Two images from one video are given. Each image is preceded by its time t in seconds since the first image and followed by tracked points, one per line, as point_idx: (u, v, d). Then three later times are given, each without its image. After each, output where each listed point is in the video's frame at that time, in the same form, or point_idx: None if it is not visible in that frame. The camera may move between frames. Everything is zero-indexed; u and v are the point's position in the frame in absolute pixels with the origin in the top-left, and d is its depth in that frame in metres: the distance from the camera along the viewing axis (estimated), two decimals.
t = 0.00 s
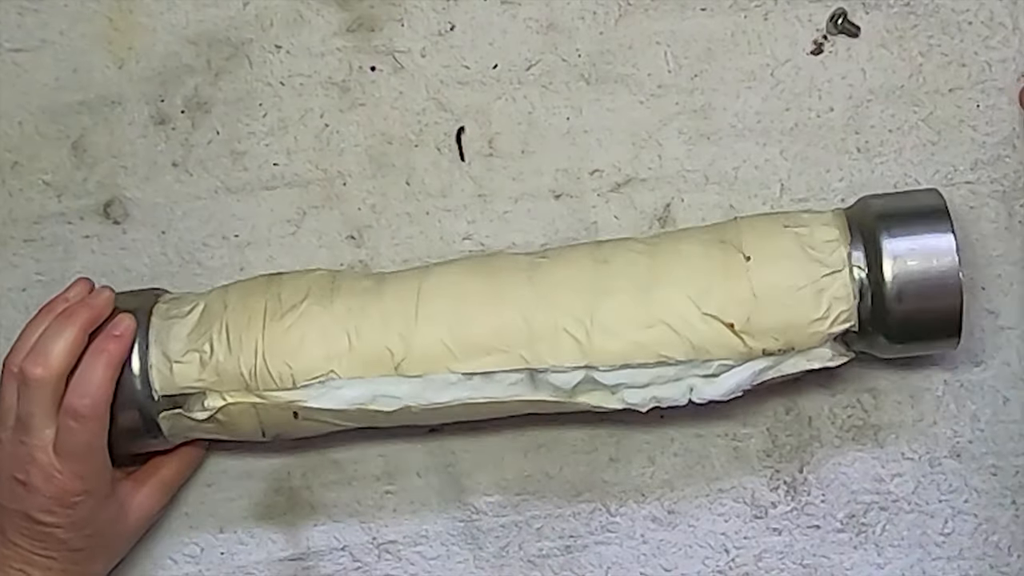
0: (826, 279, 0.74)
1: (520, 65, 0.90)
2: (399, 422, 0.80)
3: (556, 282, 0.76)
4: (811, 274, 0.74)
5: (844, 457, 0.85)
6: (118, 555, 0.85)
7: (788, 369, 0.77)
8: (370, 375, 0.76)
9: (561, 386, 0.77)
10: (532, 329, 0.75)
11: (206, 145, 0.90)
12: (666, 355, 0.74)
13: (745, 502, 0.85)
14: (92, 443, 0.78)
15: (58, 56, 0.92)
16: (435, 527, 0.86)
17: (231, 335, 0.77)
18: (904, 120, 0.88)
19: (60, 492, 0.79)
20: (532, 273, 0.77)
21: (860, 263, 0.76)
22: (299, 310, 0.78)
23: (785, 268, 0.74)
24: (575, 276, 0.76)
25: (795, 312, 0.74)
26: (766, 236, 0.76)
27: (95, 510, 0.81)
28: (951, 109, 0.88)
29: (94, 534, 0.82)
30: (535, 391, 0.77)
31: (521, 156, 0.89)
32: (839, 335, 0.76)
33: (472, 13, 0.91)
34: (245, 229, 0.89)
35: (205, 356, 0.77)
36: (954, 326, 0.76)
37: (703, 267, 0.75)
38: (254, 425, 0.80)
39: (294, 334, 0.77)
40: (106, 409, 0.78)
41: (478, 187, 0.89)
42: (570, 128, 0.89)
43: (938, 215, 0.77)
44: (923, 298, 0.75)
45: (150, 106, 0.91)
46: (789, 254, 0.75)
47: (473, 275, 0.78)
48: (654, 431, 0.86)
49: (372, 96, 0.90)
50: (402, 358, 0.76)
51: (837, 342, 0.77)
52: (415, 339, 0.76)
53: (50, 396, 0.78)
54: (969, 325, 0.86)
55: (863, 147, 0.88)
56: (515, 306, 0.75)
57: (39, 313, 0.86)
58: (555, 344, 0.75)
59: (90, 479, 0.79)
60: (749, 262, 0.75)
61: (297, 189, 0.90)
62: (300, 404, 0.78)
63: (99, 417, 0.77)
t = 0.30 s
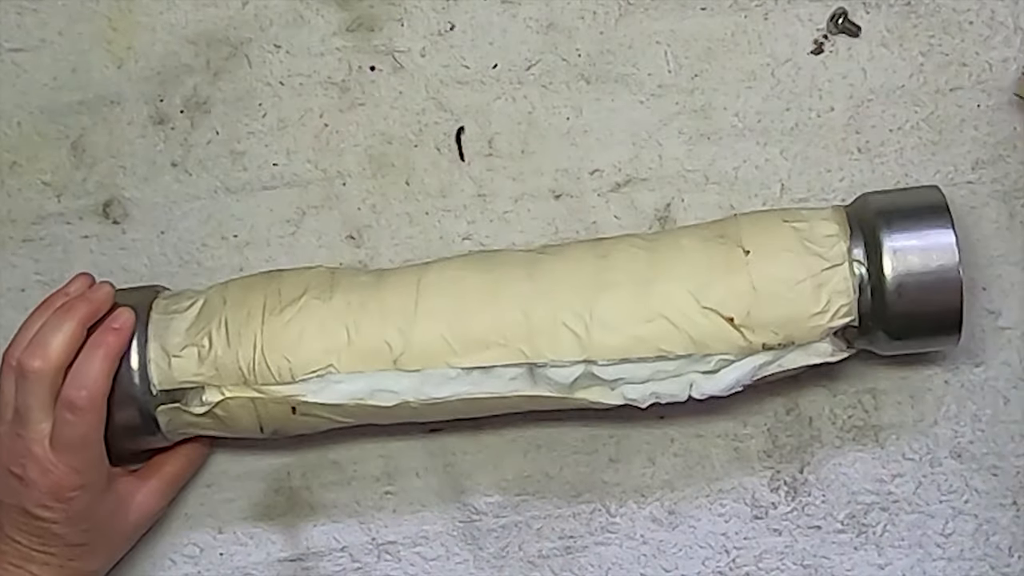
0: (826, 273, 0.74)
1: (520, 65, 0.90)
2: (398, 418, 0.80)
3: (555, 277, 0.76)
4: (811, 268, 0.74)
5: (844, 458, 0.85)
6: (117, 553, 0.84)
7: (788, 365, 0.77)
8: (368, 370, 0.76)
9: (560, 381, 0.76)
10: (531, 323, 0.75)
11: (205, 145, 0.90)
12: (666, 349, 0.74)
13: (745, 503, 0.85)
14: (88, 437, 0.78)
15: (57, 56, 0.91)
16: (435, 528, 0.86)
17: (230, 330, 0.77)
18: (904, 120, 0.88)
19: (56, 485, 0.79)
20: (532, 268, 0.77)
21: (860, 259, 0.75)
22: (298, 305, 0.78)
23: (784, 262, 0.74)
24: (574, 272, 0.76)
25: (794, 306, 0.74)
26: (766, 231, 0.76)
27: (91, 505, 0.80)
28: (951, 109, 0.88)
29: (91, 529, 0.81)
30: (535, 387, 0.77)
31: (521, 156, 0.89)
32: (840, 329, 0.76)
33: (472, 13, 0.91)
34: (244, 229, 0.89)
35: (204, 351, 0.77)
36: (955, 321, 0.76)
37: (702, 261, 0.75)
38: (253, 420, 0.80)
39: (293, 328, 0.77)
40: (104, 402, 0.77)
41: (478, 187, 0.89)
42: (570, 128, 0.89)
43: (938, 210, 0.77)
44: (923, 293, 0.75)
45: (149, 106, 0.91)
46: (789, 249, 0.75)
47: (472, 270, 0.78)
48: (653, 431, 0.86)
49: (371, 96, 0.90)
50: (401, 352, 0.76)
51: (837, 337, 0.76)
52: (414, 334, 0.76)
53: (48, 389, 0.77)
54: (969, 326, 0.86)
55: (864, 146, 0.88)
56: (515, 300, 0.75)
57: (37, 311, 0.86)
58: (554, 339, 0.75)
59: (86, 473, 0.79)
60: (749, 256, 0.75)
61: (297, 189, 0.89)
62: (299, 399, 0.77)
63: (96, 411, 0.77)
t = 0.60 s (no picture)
0: (826, 273, 0.74)
1: (520, 65, 0.90)
2: (398, 418, 0.80)
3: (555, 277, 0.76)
4: (811, 268, 0.74)
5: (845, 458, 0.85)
6: (116, 552, 0.84)
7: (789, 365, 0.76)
8: (367, 370, 0.76)
9: (560, 381, 0.76)
10: (530, 323, 0.75)
11: (204, 145, 0.90)
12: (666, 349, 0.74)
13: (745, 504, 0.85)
14: (85, 438, 0.77)
15: (56, 56, 0.91)
16: (435, 528, 0.86)
17: (230, 329, 0.77)
18: (905, 120, 0.88)
19: (53, 486, 0.79)
20: (531, 267, 0.77)
21: (860, 259, 0.75)
22: (297, 305, 0.77)
23: (784, 262, 0.74)
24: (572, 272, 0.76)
25: (794, 306, 0.73)
26: (766, 230, 0.76)
27: (89, 505, 0.80)
28: (952, 109, 0.88)
29: (89, 529, 0.81)
30: (534, 387, 0.77)
31: (521, 156, 0.89)
32: (840, 330, 0.75)
33: (472, 13, 0.91)
34: (243, 229, 0.89)
35: (202, 351, 0.77)
36: (954, 321, 0.76)
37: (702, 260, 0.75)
38: (252, 420, 0.79)
39: (292, 328, 0.76)
40: (101, 403, 0.77)
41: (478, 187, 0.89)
42: (570, 128, 0.89)
43: (938, 211, 0.77)
44: (922, 294, 0.75)
45: (148, 106, 0.90)
46: (789, 248, 0.74)
47: (472, 270, 0.77)
48: (654, 432, 0.86)
49: (371, 96, 0.90)
50: (400, 352, 0.76)
51: (839, 337, 0.76)
52: (414, 334, 0.75)
53: (46, 389, 0.77)
54: (969, 326, 0.86)
55: (865, 146, 0.88)
56: (515, 300, 0.75)
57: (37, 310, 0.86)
58: (554, 339, 0.75)
59: (83, 473, 0.79)
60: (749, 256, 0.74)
61: (296, 189, 0.89)
62: (297, 399, 0.77)
63: (93, 412, 0.77)
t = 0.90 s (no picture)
0: (826, 266, 0.74)
1: (520, 65, 0.89)
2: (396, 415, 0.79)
3: (554, 272, 0.76)
4: (811, 261, 0.74)
5: (845, 459, 0.85)
6: (111, 551, 0.84)
7: (787, 359, 0.76)
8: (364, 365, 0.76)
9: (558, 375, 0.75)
10: (528, 316, 0.74)
11: (203, 145, 0.90)
12: (665, 342, 0.74)
13: (745, 505, 0.85)
14: (81, 430, 0.77)
15: (54, 55, 0.91)
16: (435, 529, 0.86)
17: (228, 324, 0.77)
18: (906, 120, 0.88)
19: (48, 480, 0.78)
20: (530, 262, 0.77)
21: (860, 255, 0.75)
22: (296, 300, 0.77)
23: (784, 255, 0.74)
24: (572, 267, 0.76)
25: (793, 299, 0.73)
26: (764, 224, 0.76)
27: (84, 501, 0.80)
28: (953, 108, 0.88)
29: (83, 525, 0.81)
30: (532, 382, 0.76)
31: (521, 156, 0.89)
32: (840, 324, 0.75)
33: (471, 13, 0.90)
34: (242, 229, 0.89)
35: (201, 344, 0.77)
36: (955, 317, 0.76)
37: (702, 253, 0.75)
38: (250, 414, 0.79)
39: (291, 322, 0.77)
40: (98, 396, 0.76)
41: (478, 187, 0.89)
42: (570, 127, 0.89)
43: (939, 207, 0.77)
44: (923, 289, 0.75)
45: (147, 105, 0.90)
46: (788, 241, 0.75)
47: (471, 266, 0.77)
48: (654, 433, 0.86)
49: (370, 95, 0.90)
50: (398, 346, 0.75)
51: (837, 331, 0.76)
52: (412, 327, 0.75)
53: (43, 381, 0.76)
54: (970, 326, 0.86)
55: (865, 146, 0.87)
56: (513, 293, 0.75)
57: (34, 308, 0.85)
58: (552, 331, 0.74)
59: (78, 467, 0.78)
60: (748, 249, 0.75)
61: (296, 188, 0.89)
62: (295, 393, 0.77)
63: (89, 405, 0.76)
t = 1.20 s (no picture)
0: (825, 258, 0.74)
1: (520, 64, 0.89)
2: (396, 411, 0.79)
3: (555, 267, 0.77)
4: (811, 253, 0.74)
5: (845, 459, 0.85)
6: (105, 548, 0.84)
7: (788, 353, 0.76)
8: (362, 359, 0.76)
9: (557, 369, 0.75)
10: (529, 311, 0.75)
11: (202, 145, 0.89)
12: (665, 335, 0.74)
13: (746, 505, 0.84)
14: (77, 422, 0.77)
15: (53, 55, 0.91)
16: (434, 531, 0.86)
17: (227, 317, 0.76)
18: (906, 119, 0.87)
19: (42, 473, 0.78)
20: (531, 257, 0.77)
21: (860, 251, 0.75)
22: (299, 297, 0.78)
23: (784, 246, 0.74)
24: (572, 262, 0.76)
25: (792, 291, 0.73)
26: (765, 218, 0.76)
27: (79, 494, 0.80)
28: (953, 108, 0.87)
29: (78, 520, 0.81)
30: (533, 375, 0.76)
31: (521, 156, 0.88)
32: (840, 317, 0.75)
33: (471, 12, 0.90)
34: (242, 229, 0.89)
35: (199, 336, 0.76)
36: (956, 313, 0.76)
37: (701, 246, 0.75)
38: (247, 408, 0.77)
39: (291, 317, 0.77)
40: (95, 389, 0.76)
41: (478, 187, 0.88)
42: (570, 127, 0.89)
43: (939, 202, 0.76)
44: (924, 285, 0.75)
45: (146, 105, 0.90)
46: (788, 234, 0.74)
47: (472, 262, 0.78)
48: (653, 434, 0.85)
49: (370, 95, 0.90)
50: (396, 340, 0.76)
51: (837, 325, 0.76)
52: (412, 321, 0.76)
53: (41, 373, 0.77)
54: (971, 327, 0.86)
55: (866, 146, 0.87)
56: (515, 287, 0.76)
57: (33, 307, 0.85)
58: (552, 325, 0.74)
59: (73, 460, 0.78)
60: (748, 241, 0.75)
61: (295, 188, 0.89)
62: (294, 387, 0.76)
63: (85, 396, 0.76)
